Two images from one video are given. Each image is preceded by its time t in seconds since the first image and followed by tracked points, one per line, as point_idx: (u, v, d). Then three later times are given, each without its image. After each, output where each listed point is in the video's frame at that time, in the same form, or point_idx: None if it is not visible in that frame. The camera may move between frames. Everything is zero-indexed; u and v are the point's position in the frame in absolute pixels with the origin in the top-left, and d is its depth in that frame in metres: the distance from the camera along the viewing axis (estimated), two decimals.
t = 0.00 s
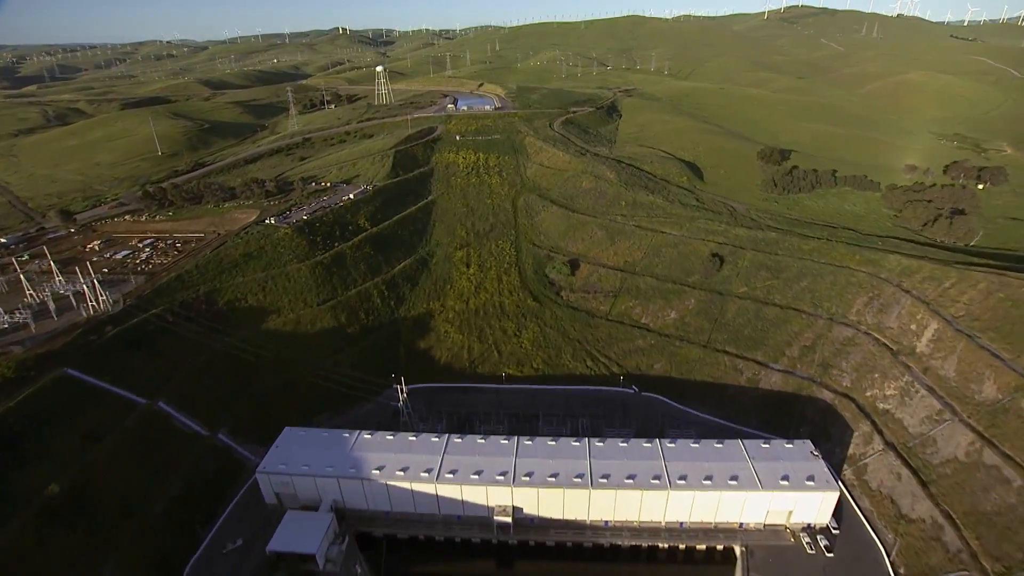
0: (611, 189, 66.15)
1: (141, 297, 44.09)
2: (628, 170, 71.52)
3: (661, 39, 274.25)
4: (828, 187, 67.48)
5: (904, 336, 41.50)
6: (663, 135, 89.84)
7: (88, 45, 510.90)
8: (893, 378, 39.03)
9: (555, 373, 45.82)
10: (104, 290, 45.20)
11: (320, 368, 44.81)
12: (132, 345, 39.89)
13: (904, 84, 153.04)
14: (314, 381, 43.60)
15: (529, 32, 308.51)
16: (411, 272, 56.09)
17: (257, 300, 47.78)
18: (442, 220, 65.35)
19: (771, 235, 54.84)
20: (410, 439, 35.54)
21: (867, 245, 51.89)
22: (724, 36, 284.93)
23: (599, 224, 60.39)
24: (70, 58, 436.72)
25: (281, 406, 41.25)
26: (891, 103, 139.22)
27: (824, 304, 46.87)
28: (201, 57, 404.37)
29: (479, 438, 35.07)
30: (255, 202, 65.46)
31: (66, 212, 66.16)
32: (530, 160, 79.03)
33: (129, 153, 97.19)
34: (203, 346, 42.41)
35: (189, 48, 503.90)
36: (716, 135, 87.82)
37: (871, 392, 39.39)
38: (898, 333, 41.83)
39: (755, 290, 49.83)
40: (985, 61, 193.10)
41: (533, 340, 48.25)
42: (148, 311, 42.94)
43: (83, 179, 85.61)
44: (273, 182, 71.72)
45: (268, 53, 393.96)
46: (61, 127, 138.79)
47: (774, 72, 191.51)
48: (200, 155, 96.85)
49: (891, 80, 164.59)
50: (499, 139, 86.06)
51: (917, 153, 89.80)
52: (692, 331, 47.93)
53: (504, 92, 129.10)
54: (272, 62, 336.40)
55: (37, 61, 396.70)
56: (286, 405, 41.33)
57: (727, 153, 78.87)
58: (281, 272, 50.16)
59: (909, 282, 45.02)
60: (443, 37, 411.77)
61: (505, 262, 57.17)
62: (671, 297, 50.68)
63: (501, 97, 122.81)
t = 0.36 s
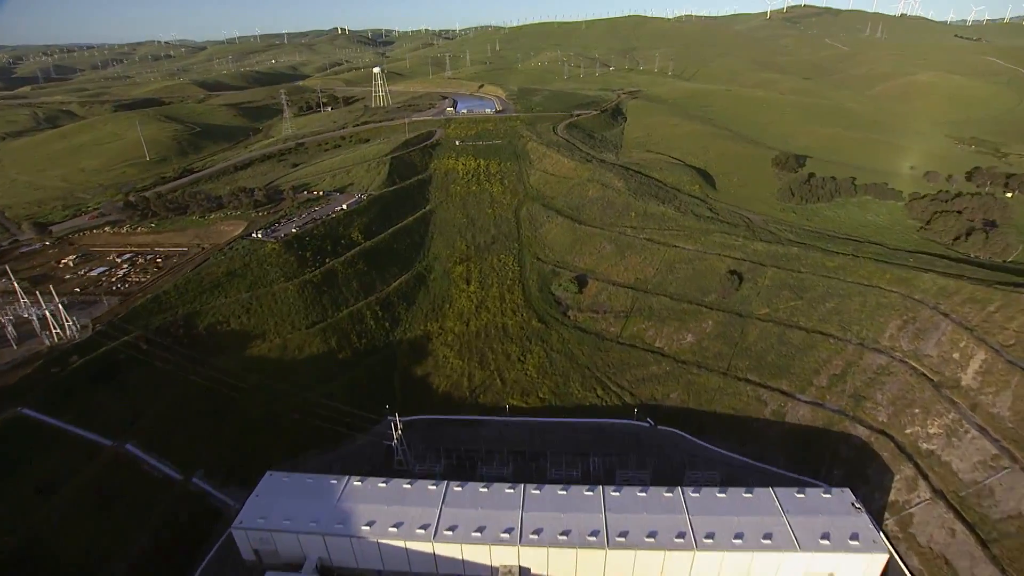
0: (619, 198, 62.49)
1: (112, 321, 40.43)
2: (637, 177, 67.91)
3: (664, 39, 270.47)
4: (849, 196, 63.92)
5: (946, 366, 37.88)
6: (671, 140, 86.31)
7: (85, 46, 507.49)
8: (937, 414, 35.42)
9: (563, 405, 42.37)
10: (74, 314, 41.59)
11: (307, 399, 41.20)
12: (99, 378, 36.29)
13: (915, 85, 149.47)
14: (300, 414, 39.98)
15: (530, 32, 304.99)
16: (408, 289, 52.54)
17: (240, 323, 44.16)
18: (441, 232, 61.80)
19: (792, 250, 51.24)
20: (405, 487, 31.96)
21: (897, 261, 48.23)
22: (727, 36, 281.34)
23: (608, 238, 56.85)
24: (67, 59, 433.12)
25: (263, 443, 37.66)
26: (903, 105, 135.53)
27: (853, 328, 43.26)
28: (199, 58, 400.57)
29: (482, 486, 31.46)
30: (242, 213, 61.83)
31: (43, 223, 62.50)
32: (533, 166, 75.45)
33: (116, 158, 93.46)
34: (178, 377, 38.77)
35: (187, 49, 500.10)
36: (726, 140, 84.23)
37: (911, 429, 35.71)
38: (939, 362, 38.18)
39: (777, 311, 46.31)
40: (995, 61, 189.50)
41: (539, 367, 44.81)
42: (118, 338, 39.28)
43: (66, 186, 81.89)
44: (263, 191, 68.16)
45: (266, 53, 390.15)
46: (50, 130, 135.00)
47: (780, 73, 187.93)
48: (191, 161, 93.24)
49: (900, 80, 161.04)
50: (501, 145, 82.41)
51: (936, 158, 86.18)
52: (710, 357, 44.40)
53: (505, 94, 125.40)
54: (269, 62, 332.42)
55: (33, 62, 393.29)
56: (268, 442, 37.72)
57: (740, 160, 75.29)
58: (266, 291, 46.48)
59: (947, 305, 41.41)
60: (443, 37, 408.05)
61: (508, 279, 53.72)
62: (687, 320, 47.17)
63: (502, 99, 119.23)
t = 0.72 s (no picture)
0: (633, 215, 57.32)
1: (61, 364, 35.17)
2: (651, 191, 62.67)
3: (669, 40, 265.03)
4: (882, 212, 58.81)
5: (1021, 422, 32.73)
6: (684, 148, 81.25)
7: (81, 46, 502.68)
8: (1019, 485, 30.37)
9: (577, 459, 37.30)
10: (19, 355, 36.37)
11: (284, 454, 36.01)
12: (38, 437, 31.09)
13: (930, 87, 144.54)
14: (276, 472, 34.86)
15: (531, 32, 300.20)
16: (402, 320, 47.53)
17: (210, 363, 38.94)
18: (439, 251, 56.70)
19: (828, 276, 46.10)
20: (394, 575, 26.86)
21: (948, 290, 43.08)
22: (732, 37, 276.37)
23: (622, 260, 51.78)
24: (62, 59, 428.04)
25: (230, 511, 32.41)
26: (920, 108, 130.21)
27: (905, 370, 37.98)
28: (195, 58, 395.55)
29: None
30: (222, 230, 56.64)
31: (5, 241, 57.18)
32: (538, 176, 70.32)
33: (95, 165, 88.12)
34: (134, 432, 33.55)
35: (184, 49, 495.22)
36: (744, 148, 79.02)
37: (989, 502, 30.67)
38: (1013, 417, 33.06)
39: (816, 348, 41.16)
40: (1009, 62, 184.61)
41: (548, 414, 39.76)
42: (66, 385, 34.07)
43: (38, 196, 76.57)
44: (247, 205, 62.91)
45: (263, 53, 385.26)
46: (33, 134, 129.66)
47: (789, 74, 183.01)
48: (175, 169, 88.00)
49: (914, 82, 156.09)
50: (503, 153, 77.12)
51: (965, 166, 81.06)
52: (742, 402, 39.30)
53: (506, 97, 120.02)
54: (266, 63, 327.63)
55: (27, 62, 388.05)
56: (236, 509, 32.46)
57: (760, 171, 70.28)
58: (242, 325, 41.29)
59: (1015, 347, 36.26)
60: (442, 37, 403.37)
61: (513, 307, 48.69)
62: (714, 357, 42.05)
63: (504, 102, 114.13)
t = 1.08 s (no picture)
0: (650, 236, 52.22)
1: None
2: (668, 207, 57.55)
3: (675, 42, 260.02)
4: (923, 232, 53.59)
5: None
6: (700, 159, 76.18)
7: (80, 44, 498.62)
8: None
9: (594, 531, 32.27)
10: None
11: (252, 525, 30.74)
12: None
13: (949, 92, 139.40)
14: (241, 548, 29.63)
15: (534, 33, 295.80)
16: (395, 357, 42.50)
17: (170, 413, 33.59)
18: (436, 274, 51.59)
19: (875, 310, 40.82)
20: None
21: (1014, 329, 37.85)
22: (739, 39, 271.31)
23: (640, 288, 46.71)
24: (60, 57, 423.82)
25: None
26: (941, 116, 124.96)
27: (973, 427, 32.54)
28: (194, 57, 390.98)
29: None
30: (199, 249, 51.47)
31: None
32: (544, 188, 65.17)
33: (73, 171, 82.93)
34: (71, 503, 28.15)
35: (184, 48, 490.97)
36: (764, 160, 73.85)
37: None
38: None
39: (866, 396, 35.83)
40: None
41: (560, 474, 34.80)
42: None
43: (8, 205, 71.32)
44: (229, 220, 57.78)
45: (262, 53, 380.60)
46: (16, 135, 124.42)
47: (800, 78, 177.96)
48: (158, 176, 82.81)
49: (931, 87, 150.98)
50: (507, 163, 71.96)
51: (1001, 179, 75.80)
52: (784, 462, 34.16)
53: (510, 101, 114.86)
54: (265, 62, 322.87)
55: (25, 60, 384.33)
56: None
57: (784, 186, 65.23)
58: (210, 368, 36.16)
59: None
60: (444, 37, 399.06)
61: (519, 342, 43.71)
62: (749, 407, 36.96)
63: (507, 106, 109.02)
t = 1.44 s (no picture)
0: (672, 266, 46.72)
1: None
2: (690, 229, 51.88)
3: (682, 46, 254.47)
4: (978, 263, 47.84)
5: None
6: (719, 174, 70.72)
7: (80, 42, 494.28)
8: None
9: None
10: None
11: None
12: None
13: (971, 101, 133.96)
14: None
15: (538, 35, 290.92)
16: (382, 410, 36.97)
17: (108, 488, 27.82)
18: (433, 306, 46.01)
19: (939, 363, 35.19)
20: None
21: None
22: (747, 43, 266.07)
23: (662, 329, 41.24)
24: (58, 55, 419.32)
25: None
26: (966, 127, 119.23)
27: None
28: (193, 56, 386.48)
29: None
30: (167, 275, 45.87)
31: None
32: (552, 205, 59.57)
33: (47, 179, 77.39)
34: None
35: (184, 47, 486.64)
36: (790, 177, 68.28)
37: None
38: None
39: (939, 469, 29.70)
40: None
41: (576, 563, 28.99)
42: None
43: None
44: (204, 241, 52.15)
45: (263, 53, 376.08)
46: None
47: (813, 85, 172.64)
48: (138, 185, 77.30)
49: (951, 96, 145.51)
50: (510, 177, 66.27)
51: None
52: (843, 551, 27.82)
53: (514, 108, 109.25)
54: (265, 63, 318.29)
55: (22, 58, 379.68)
56: None
57: (814, 207, 59.68)
58: (161, 430, 30.50)
59: None
60: (447, 38, 394.33)
61: (525, 392, 38.16)
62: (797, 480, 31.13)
63: (512, 112, 103.55)
